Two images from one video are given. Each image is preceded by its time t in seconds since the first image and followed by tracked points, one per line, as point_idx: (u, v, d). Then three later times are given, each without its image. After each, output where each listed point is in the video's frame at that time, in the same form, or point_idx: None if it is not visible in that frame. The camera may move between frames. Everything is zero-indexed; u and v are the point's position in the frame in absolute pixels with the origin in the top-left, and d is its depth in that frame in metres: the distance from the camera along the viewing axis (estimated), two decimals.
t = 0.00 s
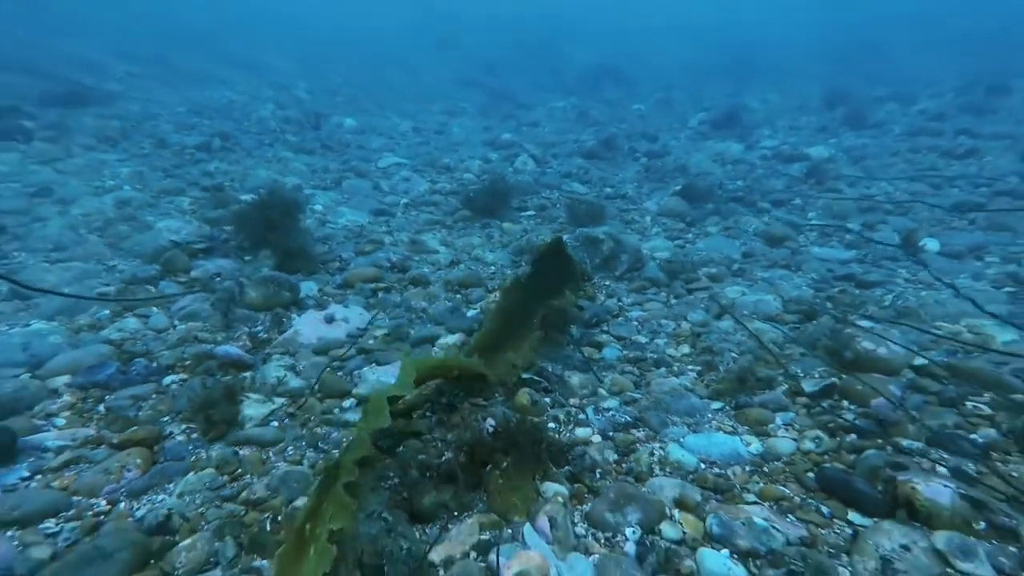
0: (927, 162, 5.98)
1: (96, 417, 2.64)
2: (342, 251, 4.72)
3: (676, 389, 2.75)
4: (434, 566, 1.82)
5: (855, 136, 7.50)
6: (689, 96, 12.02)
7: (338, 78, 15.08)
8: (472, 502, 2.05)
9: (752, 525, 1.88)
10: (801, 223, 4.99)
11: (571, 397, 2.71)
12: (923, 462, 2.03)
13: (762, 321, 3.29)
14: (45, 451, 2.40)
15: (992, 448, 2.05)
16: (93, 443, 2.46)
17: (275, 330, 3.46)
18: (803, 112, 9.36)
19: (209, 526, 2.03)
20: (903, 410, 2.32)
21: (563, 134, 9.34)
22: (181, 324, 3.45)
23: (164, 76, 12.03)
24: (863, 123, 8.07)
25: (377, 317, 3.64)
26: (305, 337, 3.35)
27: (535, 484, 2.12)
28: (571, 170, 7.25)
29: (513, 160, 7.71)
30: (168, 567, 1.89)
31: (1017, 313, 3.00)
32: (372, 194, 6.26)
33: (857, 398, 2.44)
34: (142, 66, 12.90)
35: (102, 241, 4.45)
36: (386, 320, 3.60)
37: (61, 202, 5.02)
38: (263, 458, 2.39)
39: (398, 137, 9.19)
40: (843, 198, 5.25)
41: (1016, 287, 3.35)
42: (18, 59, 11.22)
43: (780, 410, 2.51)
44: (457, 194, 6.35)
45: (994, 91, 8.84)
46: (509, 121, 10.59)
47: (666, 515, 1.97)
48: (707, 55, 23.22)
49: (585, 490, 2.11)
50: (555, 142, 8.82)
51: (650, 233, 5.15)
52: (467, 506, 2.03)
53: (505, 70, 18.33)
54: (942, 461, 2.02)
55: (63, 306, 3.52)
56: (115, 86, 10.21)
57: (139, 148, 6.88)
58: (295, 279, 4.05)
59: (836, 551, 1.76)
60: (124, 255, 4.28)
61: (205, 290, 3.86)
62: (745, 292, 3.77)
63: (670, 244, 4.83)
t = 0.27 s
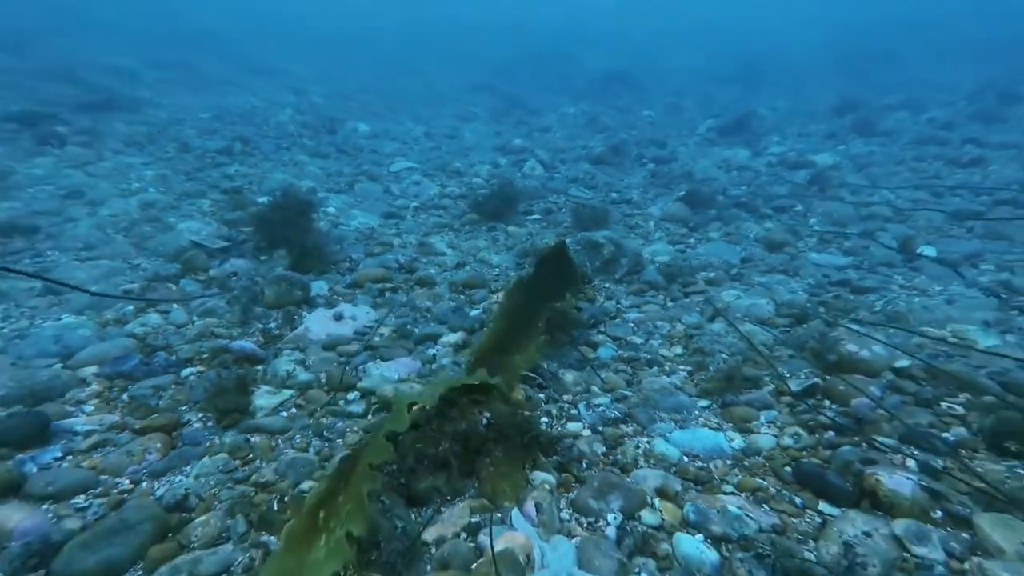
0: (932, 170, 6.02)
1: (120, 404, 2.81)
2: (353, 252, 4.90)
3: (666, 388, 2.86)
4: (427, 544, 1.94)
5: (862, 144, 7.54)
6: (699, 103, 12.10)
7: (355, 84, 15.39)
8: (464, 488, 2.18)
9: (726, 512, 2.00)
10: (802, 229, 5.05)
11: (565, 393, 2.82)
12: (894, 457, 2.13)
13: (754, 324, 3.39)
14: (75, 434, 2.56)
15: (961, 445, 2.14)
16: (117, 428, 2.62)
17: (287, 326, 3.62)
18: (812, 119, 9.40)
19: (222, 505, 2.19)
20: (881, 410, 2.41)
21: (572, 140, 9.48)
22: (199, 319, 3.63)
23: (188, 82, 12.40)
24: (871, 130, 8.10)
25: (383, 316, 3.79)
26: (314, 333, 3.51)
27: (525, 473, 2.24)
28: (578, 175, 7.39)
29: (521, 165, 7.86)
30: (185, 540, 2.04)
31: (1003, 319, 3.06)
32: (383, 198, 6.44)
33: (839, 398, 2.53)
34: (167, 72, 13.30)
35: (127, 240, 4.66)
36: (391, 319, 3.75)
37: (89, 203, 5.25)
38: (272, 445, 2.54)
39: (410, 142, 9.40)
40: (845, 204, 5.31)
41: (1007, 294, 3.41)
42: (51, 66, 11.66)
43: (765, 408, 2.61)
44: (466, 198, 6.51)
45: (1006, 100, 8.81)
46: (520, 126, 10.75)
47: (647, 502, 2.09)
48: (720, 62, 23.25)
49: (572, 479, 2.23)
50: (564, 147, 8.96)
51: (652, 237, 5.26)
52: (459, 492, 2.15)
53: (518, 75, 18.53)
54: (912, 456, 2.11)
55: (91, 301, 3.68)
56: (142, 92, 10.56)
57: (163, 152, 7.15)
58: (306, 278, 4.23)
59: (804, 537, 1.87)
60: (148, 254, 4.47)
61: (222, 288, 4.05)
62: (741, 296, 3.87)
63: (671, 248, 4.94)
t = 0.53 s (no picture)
0: (937, 179, 6.03)
1: (139, 396, 2.92)
2: (362, 253, 5.03)
3: (661, 389, 2.95)
4: (422, 532, 2.04)
5: (869, 151, 7.56)
6: (709, 109, 12.15)
7: (369, 88, 15.62)
8: (460, 480, 2.27)
9: (710, 507, 2.09)
10: (805, 236, 5.09)
11: (561, 393, 2.92)
12: (874, 458, 2.21)
13: (749, 329, 3.47)
14: (98, 424, 2.68)
15: (940, 447, 2.21)
16: (136, 418, 2.74)
17: (297, 325, 3.75)
18: (821, 126, 9.42)
19: (232, 492, 2.30)
20: (867, 413, 2.49)
21: (581, 145, 9.58)
22: (214, 317, 3.76)
23: (208, 87, 12.68)
24: (879, 138, 8.11)
25: (389, 316, 3.92)
26: (323, 332, 3.64)
27: (518, 467, 2.34)
28: (586, 181, 7.48)
29: (530, 170, 7.97)
30: (197, 523, 2.16)
31: (996, 326, 3.10)
32: (393, 201, 6.59)
33: (826, 401, 2.61)
34: (188, 76, 13.61)
35: (147, 239, 4.81)
36: (397, 319, 3.87)
37: (112, 203, 5.43)
38: (279, 437, 2.66)
39: (422, 146, 9.55)
40: (848, 211, 5.35)
41: (1001, 302, 3.45)
42: (78, 71, 12.00)
43: (754, 410, 2.69)
44: (474, 202, 6.63)
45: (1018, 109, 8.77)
46: (530, 131, 10.87)
47: (634, 497, 2.19)
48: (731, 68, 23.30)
49: (564, 473, 2.33)
50: (573, 152, 9.06)
51: (656, 242, 5.33)
52: (455, 484, 2.25)
53: (530, 80, 18.69)
54: (891, 457, 2.20)
55: (113, 299, 3.79)
56: (163, 97, 10.81)
57: (184, 154, 7.35)
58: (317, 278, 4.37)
59: (782, 531, 1.96)
60: (167, 253, 4.62)
61: (236, 287, 4.19)
62: (739, 301, 3.94)
63: (673, 253, 5.01)
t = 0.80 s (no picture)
0: (945, 183, 6.03)
1: (158, 385, 3.04)
2: (371, 253, 5.18)
3: (655, 385, 3.04)
4: (419, 514, 2.16)
5: (878, 155, 7.55)
6: (720, 112, 12.18)
7: (384, 91, 15.86)
8: (456, 468, 2.38)
9: (693, 495, 2.19)
10: (809, 238, 5.13)
11: (557, 387, 3.02)
12: (855, 451, 2.30)
13: (746, 329, 3.54)
14: (120, 411, 2.78)
15: (920, 442, 2.29)
16: (156, 406, 2.85)
17: (308, 321, 3.90)
18: (831, 130, 9.41)
19: (243, 476, 2.42)
20: (852, 409, 2.57)
21: (591, 147, 9.67)
22: (230, 312, 3.91)
23: (228, 90, 12.99)
24: (889, 141, 8.10)
25: (396, 313, 4.06)
26: (332, 328, 3.78)
27: (512, 457, 2.45)
28: (594, 183, 7.57)
29: (539, 172, 8.08)
30: (211, 503, 2.27)
31: (988, 328, 3.15)
32: (403, 202, 6.74)
33: (814, 398, 2.68)
34: (209, 80, 13.95)
35: (168, 238, 5.00)
36: (403, 317, 4.00)
37: (135, 204, 5.63)
38: (288, 426, 2.78)
39: (434, 148, 9.71)
40: (852, 215, 5.38)
41: (997, 305, 3.48)
42: (104, 76, 12.37)
43: (744, 406, 2.77)
44: (482, 203, 6.76)
45: None
46: (541, 134, 10.99)
47: (622, 485, 2.29)
48: (744, 71, 23.23)
49: (556, 463, 2.44)
50: (582, 155, 9.16)
51: (661, 244, 5.41)
52: (451, 471, 2.36)
53: (543, 84, 18.82)
54: (872, 451, 2.28)
55: (136, 294, 3.96)
56: (186, 100, 11.11)
57: (203, 156, 7.58)
58: (328, 277, 4.52)
59: (761, 519, 2.06)
60: (186, 251, 4.80)
61: (251, 285, 4.35)
62: (738, 302, 4.01)
63: (677, 255, 5.08)
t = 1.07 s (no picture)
0: (955, 188, 6.01)
1: (177, 377, 3.17)
2: (383, 253, 5.31)
3: (653, 384, 3.11)
4: (419, 502, 2.26)
5: (891, 159, 7.52)
6: (733, 115, 12.16)
7: (401, 93, 16.07)
8: (456, 459, 2.49)
9: (683, 489, 2.27)
10: (815, 242, 5.15)
11: (557, 385, 3.11)
12: (844, 450, 2.37)
13: (746, 330, 3.59)
14: (142, 401, 2.91)
15: (907, 442, 2.35)
16: (175, 397, 2.97)
17: (320, 318, 4.03)
18: (845, 134, 9.37)
19: (255, 464, 2.53)
20: (844, 409, 2.63)
21: (603, 150, 9.74)
22: (246, 309, 4.06)
23: (250, 92, 13.28)
24: (902, 146, 8.06)
25: (405, 311, 4.17)
26: (342, 325, 3.91)
27: (511, 450, 2.55)
28: (604, 186, 7.64)
29: (550, 175, 8.17)
30: (225, 489, 2.37)
31: (986, 333, 3.17)
32: (416, 203, 6.87)
33: (808, 398, 2.74)
34: (231, 83, 14.27)
35: (189, 237, 5.18)
36: (412, 315, 4.12)
37: (158, 203, 5.83)
38: (298, 418, 2.90)
39: (447, 150, 9.85)
40: (859, 219, 5.40)
41: (997, 310, 3.50)
42: (131, 79, 12.73)
43: (739, 405, 2.84)
44: (493, 205, 6.86)
45: None
46: (554, 136, 11.08)
47: (615, 478, 2.37)
48: (760, 75, 23.10)
49: (552, 456, 2.54)
50: (594, 157, 9.23)
51: (668, 246, 5.47)
52: (451, 462, 2.47)
53: (557, 86, 18.91)
54: (860, 450, 2.34)
55: (161, 289, 4.15)
56: (209, 102, 11.39)
57: (224, 158, 7.79)
58: (340, 276, 4.66)
59: (748, 512, 2.14)
60: (206, 250, 4.97)
61: (266, 282, 4.50)
62: (740, 304, 4.06)
63: (683, 257, 5.13)
